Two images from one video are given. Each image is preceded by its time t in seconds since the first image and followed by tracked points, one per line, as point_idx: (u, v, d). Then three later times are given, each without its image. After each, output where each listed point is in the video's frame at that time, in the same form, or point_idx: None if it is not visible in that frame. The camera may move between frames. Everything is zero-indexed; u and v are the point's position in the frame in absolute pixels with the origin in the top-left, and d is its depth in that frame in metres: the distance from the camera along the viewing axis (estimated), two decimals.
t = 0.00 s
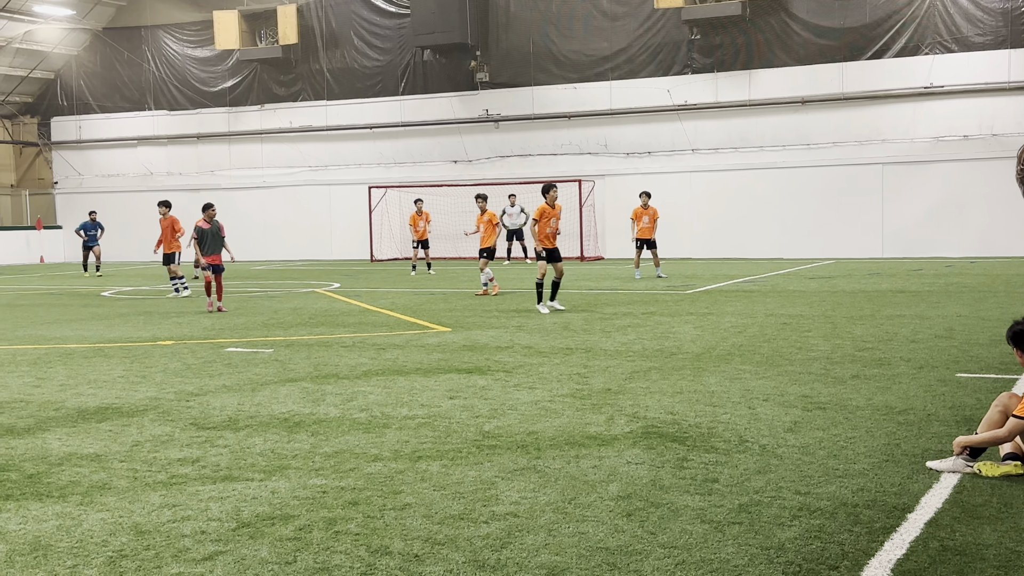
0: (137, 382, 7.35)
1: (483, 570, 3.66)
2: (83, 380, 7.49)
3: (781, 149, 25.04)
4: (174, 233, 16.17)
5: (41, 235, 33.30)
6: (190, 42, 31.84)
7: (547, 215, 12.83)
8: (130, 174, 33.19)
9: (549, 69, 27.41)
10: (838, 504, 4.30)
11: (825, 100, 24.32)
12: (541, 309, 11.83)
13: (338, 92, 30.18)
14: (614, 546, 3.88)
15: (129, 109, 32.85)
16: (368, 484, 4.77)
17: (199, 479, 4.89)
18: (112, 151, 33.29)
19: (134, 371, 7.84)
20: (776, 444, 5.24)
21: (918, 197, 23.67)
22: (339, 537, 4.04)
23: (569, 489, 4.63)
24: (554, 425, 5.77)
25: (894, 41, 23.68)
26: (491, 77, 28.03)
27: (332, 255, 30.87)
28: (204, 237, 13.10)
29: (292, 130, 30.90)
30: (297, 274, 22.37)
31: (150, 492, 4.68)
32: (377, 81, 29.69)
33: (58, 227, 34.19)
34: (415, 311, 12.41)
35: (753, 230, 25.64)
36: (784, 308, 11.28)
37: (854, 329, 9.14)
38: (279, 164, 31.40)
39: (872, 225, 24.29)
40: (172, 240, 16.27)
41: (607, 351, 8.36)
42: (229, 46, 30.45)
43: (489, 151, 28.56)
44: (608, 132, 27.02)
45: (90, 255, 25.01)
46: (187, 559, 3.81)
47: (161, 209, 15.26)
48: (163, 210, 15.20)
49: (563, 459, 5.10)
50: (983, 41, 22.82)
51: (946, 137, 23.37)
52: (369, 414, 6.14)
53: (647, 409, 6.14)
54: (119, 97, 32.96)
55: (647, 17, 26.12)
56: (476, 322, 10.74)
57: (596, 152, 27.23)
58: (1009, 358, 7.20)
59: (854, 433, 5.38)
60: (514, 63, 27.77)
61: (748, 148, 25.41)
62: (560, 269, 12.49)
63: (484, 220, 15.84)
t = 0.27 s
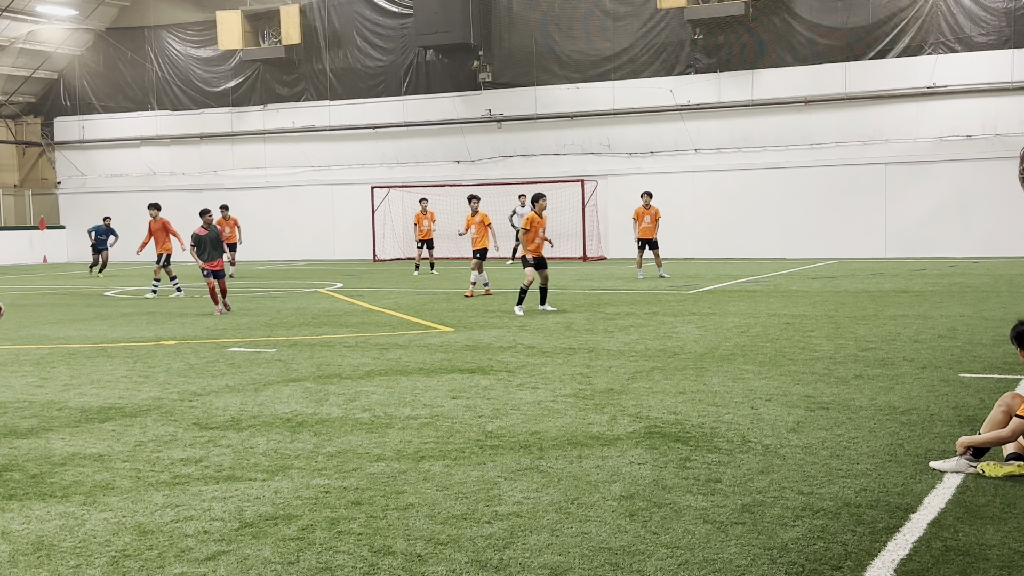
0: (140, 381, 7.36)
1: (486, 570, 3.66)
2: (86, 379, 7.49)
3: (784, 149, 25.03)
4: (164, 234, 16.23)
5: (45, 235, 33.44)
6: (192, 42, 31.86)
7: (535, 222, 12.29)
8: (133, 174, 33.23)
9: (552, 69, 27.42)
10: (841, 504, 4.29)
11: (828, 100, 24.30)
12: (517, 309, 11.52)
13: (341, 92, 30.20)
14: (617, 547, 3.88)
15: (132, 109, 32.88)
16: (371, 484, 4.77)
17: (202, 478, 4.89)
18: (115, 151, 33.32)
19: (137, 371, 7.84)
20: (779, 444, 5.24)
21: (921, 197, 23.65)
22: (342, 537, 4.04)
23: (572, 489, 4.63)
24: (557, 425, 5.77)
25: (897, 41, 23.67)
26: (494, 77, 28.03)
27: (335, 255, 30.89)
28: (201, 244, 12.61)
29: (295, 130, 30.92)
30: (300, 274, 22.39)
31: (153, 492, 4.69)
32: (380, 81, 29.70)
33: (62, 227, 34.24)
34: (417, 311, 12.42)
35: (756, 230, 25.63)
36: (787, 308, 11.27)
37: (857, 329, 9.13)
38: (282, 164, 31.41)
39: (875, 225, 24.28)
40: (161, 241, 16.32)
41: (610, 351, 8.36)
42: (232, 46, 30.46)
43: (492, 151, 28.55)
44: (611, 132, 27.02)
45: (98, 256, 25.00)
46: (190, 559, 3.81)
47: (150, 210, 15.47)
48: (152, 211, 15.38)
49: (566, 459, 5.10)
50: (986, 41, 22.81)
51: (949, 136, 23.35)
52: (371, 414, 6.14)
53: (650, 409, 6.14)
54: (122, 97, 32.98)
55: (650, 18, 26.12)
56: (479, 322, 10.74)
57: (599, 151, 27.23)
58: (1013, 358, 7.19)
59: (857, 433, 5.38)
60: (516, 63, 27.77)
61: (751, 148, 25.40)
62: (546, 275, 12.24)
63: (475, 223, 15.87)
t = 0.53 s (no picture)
0: (141, 381, 7.36)
1: (487, 570, 3.66)
2: (87, 380, 7.49)
3: (786, 149, 25.02)
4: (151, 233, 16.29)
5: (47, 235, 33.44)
6: (194, 42, 31.86)
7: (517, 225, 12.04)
8: (135, 174, 33.24)
9: (553, 69, 27.42)
10: (842, 505, 4.29)
11: (829, 100, 24.29)
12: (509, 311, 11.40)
13: (342, 92, 30.20)
14: (619, 547, 3.88)
15: (134, 109, 32.88)
16: (372, 484, 4.77)
17: (203, 478, 4.89)
18: (117, 151, 33.33)
19: (139, 370, 7.85)
20: (780, 444, 5.23)
21: (923, 197, 23.64)
22: (343, 537, 4.03)
23: (574, 489, 4.63)
24: (558, 425, 5.77)
25: (899, 41, 23.67)
26: (496, 77, 28.03)
27: (337, 255, 30.89)
28: (201, 237, 12.61)
29: (296, 130, 30.92)
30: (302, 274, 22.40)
31: (154, 492, 4.69)
32: (381, 81, 29.70)
33: (63, 227, 34.26)
34: (419, 311, 12.42)
35: (758, 230, 25.62)
36: (788, 309, 11.26)
37: (859, 329, 9.13)
38: (284, 164, 31.41)
39: (877, 225, 24.27)
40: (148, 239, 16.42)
41: (612, 351, 8.36)
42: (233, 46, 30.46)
43: (493, 151, 28.54)
44: (612, 131, 27.02)
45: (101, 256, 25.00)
46: (191, 559, 3.81)
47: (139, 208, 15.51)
48: (142, 210, 15.44)
49: (567, 459, 5.10)
50: (988, 41, 22.79)
51: (951, 136, 23.33)
52: (373, 415, 6.14)
53: (651, 409, 6.14)
54: (123, 97, 33.00)
55: (651, 17, 26.12)
56: (480, 322, 10.74)
57: (600, 151, 27.23)
58: (1015, 358, 7.18)
59: (858, 433, 5.37)
60: (518, 63, 27.77)
61: (752, 148, 25.39)
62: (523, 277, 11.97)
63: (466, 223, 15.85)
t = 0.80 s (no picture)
0: (142, 381, 7.36)
1: (488, 569, 3.66)
2: (87, 379, 7.49)
3: (786, 149, 25.02)
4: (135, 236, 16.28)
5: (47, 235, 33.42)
6: (195, 42, 31.87)
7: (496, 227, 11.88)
8: (135, 174, 33.24)
9: (554, 69, 27.42)
10: (843, 504, 4.29)
11: (830, 100, 24.28)
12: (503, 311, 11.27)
13: (342, 92, 30.21)
14: (620, 546, 3.88)
15: (134, 109, 32.88)
16: (373, 485, 4.77)
17: (204, 478, 4.89)
18: (117, 151, 33.33)
19: (139, 370, 7.85)
20: (780, 444, 5.23)
21: (923, 197, 23.64)
22: (344, 537, 4.04)
23: (574, 489, 4.63)
24: (559, 425, 5.77)
25: (898, 41, 23.68)
26: (496, 77, 28.04)
27: (337, 256, 30.87)
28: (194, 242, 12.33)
29: (296, 130, 30.93)
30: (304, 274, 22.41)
31: (155, 492, 4.69)
32: (381, 81, 29.71)
33: (64, 227, 34.27)
34: (420, 311, 12.41)
35: (758, 230, 25.61)
36: (789, 309, 11.25)
37: (859, 329, 9.12)
38: (284, 164, 31.43)
39: (876, 225, 24.27)
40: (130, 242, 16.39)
41: (612, 350, 8.35)
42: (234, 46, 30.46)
43: (493, 151, 28.53)
44: (612, 132, 27.02)
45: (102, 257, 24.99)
46: (192, 559, 3.81)
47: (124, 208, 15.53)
48: (126, 210, 15.48)
49: (568, 459, 5.10)
50: (988, 40, 22.79)
51: (951, 136, 23.33)
52: (374, 414, 6.14)
53: (652, 409, 6.14)
54: (124, 97, 33.00)
55: (652, 17, 26.11)
56: (481, 322, 10.74)
57: (600, 152, 27.23)
58: (1015, 359, 7.18)
59: (858, 433, 5.37)
60: (518, 63, 27.78)
61: (753, 148, 25.39)
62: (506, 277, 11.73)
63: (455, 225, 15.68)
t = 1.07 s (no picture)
0: (141, 381, 7.36)
1: (488, 570, 3.65)
2: (86, 379, 7.48)
3: (785, 149, 25.04)
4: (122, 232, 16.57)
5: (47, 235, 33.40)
6: (195, 42, 31.88)
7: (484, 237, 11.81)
8: (135, 174, 33.22)
9: (553, 69, 27.44)
10: (843, 504, 4.29)
11: (830, 100, 24.30)
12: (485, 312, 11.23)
13: (342, 92, 30.22)
14: (619, 546, 3.88)
15: (134, 109, 32.87)
16: (372, 484, 4.77)
17: (203, 478, 4.89)
18: (117, 151, 33.32)
19: (139, 370, 7.85)
20: (781, 444, 5.23)
21: (923, 197, 23.64)
22: (344, 537, 4.04)
23: (574, 489, 4.63)
24: (558, 425, 5.77)
25: (898, 41, 23.71)
26: (496, 77, 28.06)
27: (337, 256, 30.85)
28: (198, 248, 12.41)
29: (296, 130, 30.93)
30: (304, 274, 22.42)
31: (154, 492, 4.68)
32: (381, 81, 29.71)
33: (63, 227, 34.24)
34: (419, 311, 12.41)
35: (757, 230, 25.61)
36: (789, 309, 11.25)
37: (859, 329, 9.13)
38: (284, 164, 31.42)
39: (876, 225, 24.27)
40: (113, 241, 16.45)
41: (612, 351, 8.35)
42: (234, 46, 30.46)
43: (493, 151, 28.54)
44: (612, 132, 27.03)
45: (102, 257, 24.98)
46: (191, 559, 3.81)
47: (103, 208, 15.69)
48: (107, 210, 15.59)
49: (568, 459, 5.10)
50: (988, 41, 22.81)
51: (950, 137, 23.35)
52: (373, 414, 6.14)
53: (652, 409, 6.13)
54: (124, 97, 33.00)
55: (652, 17, 26.12)
56: (480, 321, 10.74)
57: (600, 152, 27.24)
58: (1014, 359, 7.18)
59: (858, 433, 5.38)
60: (518, 63, 27.79)
61: (752, 148, 25.41)
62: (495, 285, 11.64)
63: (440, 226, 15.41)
